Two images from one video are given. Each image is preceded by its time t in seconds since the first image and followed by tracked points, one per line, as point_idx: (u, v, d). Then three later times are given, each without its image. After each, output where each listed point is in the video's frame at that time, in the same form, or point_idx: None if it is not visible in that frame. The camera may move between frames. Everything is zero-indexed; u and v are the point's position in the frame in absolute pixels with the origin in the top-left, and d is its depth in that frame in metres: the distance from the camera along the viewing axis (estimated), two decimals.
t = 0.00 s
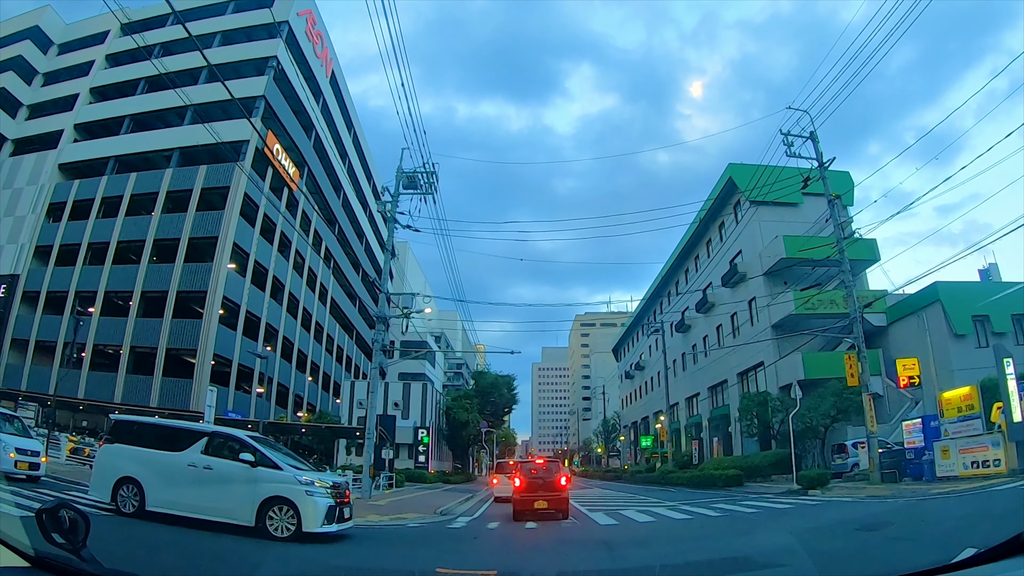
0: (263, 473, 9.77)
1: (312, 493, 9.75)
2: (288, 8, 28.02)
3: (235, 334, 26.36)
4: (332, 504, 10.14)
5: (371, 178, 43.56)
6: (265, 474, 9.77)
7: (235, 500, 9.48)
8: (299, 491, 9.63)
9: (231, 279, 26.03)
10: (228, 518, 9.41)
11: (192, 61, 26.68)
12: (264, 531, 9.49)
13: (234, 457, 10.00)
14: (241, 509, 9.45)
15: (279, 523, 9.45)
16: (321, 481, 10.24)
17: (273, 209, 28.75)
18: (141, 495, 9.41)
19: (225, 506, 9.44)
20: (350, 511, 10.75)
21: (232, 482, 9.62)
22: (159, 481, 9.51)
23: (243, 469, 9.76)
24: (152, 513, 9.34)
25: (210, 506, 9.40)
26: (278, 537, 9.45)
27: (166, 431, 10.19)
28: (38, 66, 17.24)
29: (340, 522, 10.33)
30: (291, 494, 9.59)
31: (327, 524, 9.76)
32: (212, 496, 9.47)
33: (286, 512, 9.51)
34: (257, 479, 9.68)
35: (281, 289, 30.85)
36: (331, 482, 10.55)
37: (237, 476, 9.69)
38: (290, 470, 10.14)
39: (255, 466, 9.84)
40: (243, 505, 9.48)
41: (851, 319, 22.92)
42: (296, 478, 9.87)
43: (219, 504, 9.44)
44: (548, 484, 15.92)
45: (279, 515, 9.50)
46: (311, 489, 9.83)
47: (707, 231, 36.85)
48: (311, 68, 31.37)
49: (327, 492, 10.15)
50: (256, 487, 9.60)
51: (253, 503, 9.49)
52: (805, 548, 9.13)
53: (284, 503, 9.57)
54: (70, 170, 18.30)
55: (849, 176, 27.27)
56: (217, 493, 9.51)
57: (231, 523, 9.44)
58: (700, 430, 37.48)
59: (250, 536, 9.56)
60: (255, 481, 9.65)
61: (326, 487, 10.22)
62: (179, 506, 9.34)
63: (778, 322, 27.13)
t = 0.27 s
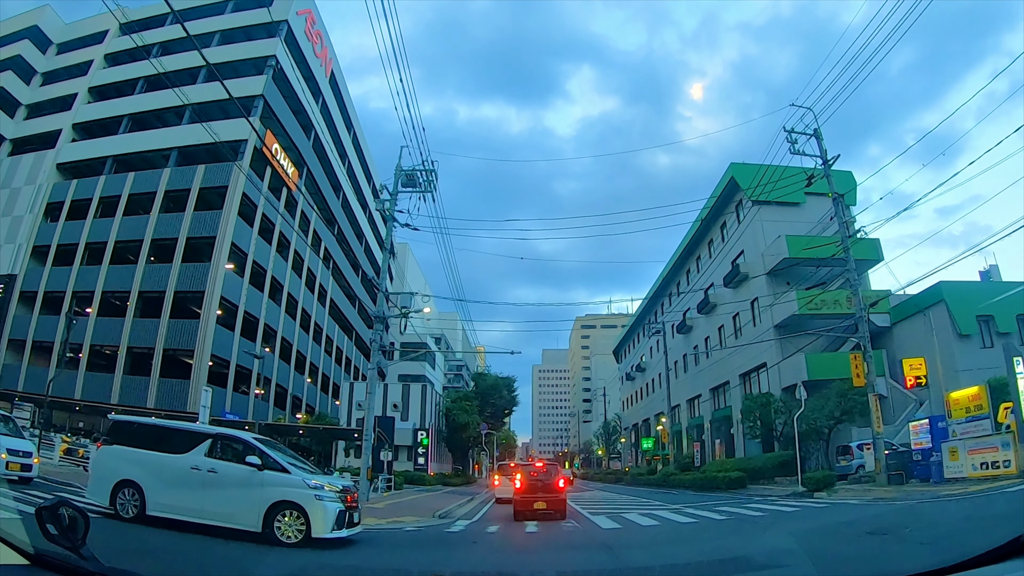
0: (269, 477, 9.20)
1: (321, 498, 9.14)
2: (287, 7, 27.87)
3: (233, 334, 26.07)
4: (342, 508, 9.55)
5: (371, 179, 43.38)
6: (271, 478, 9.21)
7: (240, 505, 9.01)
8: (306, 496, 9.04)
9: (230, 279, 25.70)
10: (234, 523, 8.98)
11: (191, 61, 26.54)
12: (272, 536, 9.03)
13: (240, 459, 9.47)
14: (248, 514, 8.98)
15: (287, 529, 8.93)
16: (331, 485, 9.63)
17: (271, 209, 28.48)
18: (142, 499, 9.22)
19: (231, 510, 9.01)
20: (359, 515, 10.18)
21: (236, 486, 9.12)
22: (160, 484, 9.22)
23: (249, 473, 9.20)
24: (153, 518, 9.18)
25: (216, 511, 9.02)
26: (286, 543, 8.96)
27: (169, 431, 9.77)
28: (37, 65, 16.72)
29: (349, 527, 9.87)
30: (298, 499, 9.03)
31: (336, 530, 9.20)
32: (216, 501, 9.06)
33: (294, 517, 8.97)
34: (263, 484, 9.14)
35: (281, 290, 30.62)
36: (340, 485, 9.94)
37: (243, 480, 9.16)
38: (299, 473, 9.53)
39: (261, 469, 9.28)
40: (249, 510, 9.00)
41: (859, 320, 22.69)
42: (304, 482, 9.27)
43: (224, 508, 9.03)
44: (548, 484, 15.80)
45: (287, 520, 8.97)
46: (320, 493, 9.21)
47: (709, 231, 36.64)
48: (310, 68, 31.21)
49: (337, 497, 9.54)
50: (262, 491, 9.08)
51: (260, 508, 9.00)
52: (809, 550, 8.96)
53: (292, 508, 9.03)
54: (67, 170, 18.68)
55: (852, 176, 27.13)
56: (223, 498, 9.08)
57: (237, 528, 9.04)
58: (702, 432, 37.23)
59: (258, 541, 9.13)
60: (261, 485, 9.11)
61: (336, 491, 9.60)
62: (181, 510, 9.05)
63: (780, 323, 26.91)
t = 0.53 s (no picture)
0: (282, 480, 8.84)
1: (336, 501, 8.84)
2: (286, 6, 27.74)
3: (231, 334, 25.87)
4: (356, 511, 9.25)
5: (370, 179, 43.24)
6: (283, 481, 8.84)
7: (252, 509, 8.63)
8: (321, 499, 8.73)
9: (227, 279, 25.50)
10: (245, 529, 8.60)
11: (189, 60, 26.42)
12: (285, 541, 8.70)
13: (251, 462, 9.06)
14: (259, 519, 8.61)
15: (301, 533, 8.60)
16: (345, 488, 9.33)
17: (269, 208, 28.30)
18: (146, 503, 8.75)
19: (241, 515, 8.62)
20: (371, 519, 9.86)
21: (247, 490, 8.72)
22: (165, 488, 8.77)
23: (260, 475, 8.84)
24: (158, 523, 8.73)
25: (225, 515, 8.61)
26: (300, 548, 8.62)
27: (174, 433, 9.29)
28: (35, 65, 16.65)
29: (363, 531, 9.54)
30: (312, 503, 8.71)
31: (352, 534, 8.89)
32: (225, 505, 8.66)
33: (308, 521, 8.66)
34: (275, 486, 8.78)
35: (279, 290, 30.39)
36: (353, 488, 9.64)
37: (254, 483, 8.77)
38: (311, 475, 9.20)
39: (273, 472, 8.91)
40: (261, 514, 8.63)
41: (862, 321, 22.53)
42: (319, 485, 8.93)
43: (234, 512, 8.63)
44: (547, 485, 15.65)
45: (301, 524, 8.64)
46: (335, 496, 8.91)
47: (711, 230, 36.48)
48: (309, 67, 31.08)
49: (351, 500, 9.26)
50: (274, 495, 8.72)
51: (272, 512, 8.65)
52: (809, 551, 8.81)
53: (306, 511, 8.72)
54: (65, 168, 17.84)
55: (855, 175, 27.02)
56: (232, 502, 8.68)
57: (247, 533, 8.65)
58: (704, 434, 37.04)
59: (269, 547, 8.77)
60: (274, 488, 8.75)
61: (349, 494, 9.33)
62: (188, 515, 8.62)
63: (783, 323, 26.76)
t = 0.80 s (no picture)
0: (299, 484, 8.46)
1: (354, 504, 8.43)
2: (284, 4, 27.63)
3: (229, 334, 25.72)
4: (376, 514, 8.84)
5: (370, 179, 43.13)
6: (301, 485, 8.47)
7: (268, 514, 8.29)
8: (339, 503, 8.34)
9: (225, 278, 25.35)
10: (262, 534, 8.26)
11: (187, 58, 26.32)
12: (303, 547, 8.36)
13: (265, 465, 8.69)
14: (275, 524, 8.26)
15: (320, 538, 8.25)
16: (364, 490, 8.89)
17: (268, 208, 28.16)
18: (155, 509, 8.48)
19: (256, 520, 8.28)
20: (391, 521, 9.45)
21: (262, 494, 8.38)
22: (174, 493, 8.45)
23: (275, 479, 8.47)
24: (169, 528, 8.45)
25: (239, 521, 8.28)
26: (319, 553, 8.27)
27: (184, 435, 8.94)
28: (33, 64, 16.40)
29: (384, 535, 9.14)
30: (331, 507, 8.33)
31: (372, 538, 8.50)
32: (240, 511, 8.32)
33: (327, 525, 8.28)
34: (291, 490, 8.40)
35: (278, 290, 30.28)
36: (373, 489, 9.22)
37: (269, 487, 8.42)
38: (330, 477, 8.79)
39: (289, 475, 8.54)
40: (276, 519, 8.28)
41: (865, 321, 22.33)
42: (337, 488, 8.54)
43: (249, 518, 8.29)
44: (547, 485, 15.51)
45: (319, 529, 8.28)
46: (354, 500, 8.51)
47: (712, 230, 36.35)
48: (309, 65, 30.97)
49: (371, 502, 8.82)
50: (290, 499, 8.35)
51: (289, 517, 8.28)
52: (809, 550, 8.68)
53: (324, 516, 8.32)
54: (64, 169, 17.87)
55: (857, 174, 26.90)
56: (247, 507, 8.34)
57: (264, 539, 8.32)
58: (706, 434, 36.87)
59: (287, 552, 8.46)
60: (290, 492, 8.38)
61: (370, 496, 8.91)
62: (201, 521, 8.32)
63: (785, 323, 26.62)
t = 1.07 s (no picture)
0: (321, 487, 8.14)
1: (379, 509, 8.14)
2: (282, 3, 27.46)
3: (226, 334, 25.54)
4: (398, 518, 8.56)
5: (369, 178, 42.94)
6: (322, 489, 8.13)
7: (288, 518, 7.94)
8: (364, 507, 8.06)
9: (223, 278, 25.17)
10: (282, 540, 7.91)
11: (185, 57, 26.13)
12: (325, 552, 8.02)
13: (284, 468, 8.34)
14: (296, 529, 7.93)
15: (343, 543, 7.95)
16: (387, 493, 8.61)
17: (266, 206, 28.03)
18: (166, 515, 8.10)
19: (275, 525, 7.94)
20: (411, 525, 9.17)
21: (282, 498, 8.03)
22: (188, 498, 8.08)
23: (296, 483, 8.13)
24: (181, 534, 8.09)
25: (258, 526, 7.94)
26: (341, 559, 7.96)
27: (198, 437, 8.57)
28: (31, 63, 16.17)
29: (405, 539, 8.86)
30: (354, 511, 8.03)
31: (396, 543, 8.23)
32: (258, 515, 7.97)
33: (351, 530, 8.01)
34: (313, 494, 8.07)
35: (276, 290, 30.13)
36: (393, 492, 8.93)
37: (290, 492, 8.07)
38: (351, 480, 8.49)
39: (310, 479, 8.20)
40: (297, 525, 7.94)
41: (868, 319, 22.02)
42: (360, 491, 8.25)
43: (268, 523, 7.94)
44: (547, 486, 15.37)
45: (342, 534, 7.98)
46: (377, 504, 8.22)
47: (713, 229, 36.19)
48: (307, 64, 30.81)
49: (393, 506, 8.54)
50: (312, 504, 8.02)
51: (311, 521, 7.96)
52: (810, 551, 8.53)
53: (348, 521, 8.01)
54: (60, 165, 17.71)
55: (860, 172, 26.76)
56: (266, 512, 7.99)
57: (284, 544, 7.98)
58: (706, 435, 36.70)
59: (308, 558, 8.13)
60: (311, 496, 8.06)
61: (392, 500, 8.61)
62: (216, 527, 7.97)
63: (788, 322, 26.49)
